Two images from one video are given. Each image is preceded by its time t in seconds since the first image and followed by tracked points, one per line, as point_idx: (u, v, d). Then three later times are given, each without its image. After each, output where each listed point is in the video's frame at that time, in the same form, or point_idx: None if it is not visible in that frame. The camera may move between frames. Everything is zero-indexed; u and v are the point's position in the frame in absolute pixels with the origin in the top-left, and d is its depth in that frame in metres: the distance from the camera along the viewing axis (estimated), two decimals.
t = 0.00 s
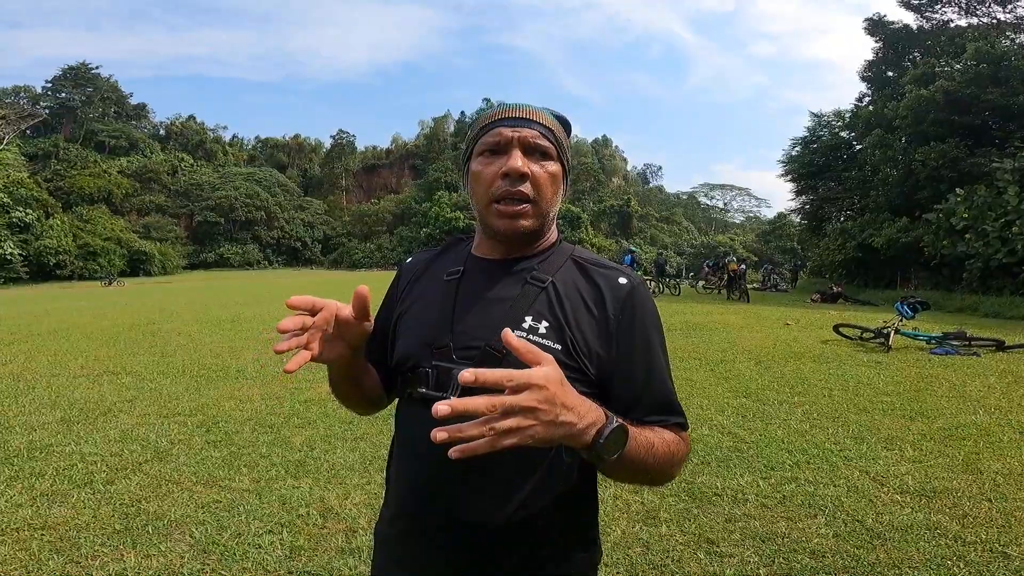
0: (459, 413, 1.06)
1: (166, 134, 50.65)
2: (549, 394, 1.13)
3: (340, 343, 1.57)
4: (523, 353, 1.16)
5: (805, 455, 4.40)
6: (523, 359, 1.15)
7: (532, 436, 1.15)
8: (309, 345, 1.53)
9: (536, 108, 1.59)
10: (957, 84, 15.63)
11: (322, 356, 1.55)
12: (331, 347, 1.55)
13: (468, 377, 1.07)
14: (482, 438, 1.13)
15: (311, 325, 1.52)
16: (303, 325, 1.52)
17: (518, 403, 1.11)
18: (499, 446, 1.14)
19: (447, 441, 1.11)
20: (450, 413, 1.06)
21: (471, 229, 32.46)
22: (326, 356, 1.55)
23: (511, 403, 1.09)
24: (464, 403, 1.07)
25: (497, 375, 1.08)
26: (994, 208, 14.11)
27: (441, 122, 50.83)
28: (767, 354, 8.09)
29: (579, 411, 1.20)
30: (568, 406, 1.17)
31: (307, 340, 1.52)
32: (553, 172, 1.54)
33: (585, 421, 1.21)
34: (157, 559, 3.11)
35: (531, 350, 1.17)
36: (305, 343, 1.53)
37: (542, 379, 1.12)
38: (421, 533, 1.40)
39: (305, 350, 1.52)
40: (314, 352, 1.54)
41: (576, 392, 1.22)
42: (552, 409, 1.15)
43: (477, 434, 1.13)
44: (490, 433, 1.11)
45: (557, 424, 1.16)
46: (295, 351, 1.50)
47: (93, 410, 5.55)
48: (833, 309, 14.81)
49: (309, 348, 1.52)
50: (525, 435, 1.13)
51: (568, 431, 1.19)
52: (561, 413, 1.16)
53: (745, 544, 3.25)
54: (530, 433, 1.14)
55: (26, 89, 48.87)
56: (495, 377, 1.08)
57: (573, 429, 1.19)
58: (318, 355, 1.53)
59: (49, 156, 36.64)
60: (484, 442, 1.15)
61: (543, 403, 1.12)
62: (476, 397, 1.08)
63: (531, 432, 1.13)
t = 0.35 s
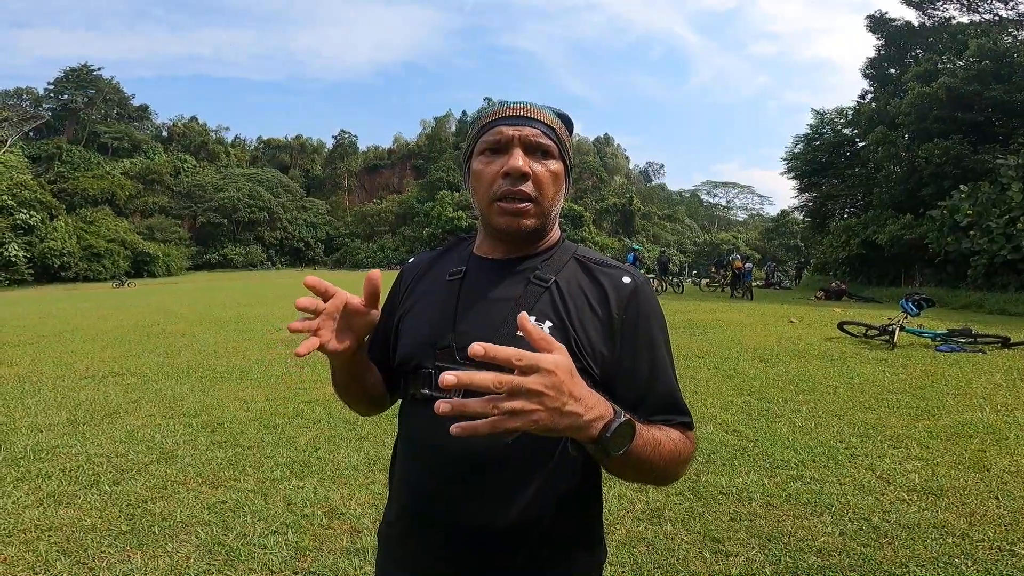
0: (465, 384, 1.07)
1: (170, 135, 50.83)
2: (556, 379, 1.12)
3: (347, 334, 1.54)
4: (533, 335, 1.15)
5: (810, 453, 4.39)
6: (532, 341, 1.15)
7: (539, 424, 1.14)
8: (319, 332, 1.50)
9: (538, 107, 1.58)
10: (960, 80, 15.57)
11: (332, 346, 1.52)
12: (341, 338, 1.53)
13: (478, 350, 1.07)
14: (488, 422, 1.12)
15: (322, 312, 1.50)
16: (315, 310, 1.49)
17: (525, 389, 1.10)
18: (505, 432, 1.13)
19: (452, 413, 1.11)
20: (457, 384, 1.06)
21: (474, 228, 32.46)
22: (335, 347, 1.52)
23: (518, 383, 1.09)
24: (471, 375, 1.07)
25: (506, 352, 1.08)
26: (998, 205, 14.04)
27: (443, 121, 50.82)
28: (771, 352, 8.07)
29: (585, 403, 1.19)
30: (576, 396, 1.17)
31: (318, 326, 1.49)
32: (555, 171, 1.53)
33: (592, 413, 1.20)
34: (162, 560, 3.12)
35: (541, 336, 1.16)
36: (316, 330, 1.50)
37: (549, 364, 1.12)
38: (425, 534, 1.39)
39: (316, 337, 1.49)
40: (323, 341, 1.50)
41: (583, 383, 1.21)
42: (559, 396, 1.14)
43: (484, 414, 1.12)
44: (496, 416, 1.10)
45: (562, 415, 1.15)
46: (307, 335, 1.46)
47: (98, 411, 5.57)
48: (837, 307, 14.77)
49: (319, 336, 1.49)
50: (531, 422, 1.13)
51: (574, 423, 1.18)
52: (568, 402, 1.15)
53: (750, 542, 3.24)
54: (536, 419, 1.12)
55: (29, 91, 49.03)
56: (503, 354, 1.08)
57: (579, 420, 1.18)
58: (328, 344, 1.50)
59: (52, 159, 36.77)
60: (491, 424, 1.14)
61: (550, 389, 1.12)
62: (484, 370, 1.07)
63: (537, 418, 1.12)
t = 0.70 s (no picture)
0: (477, 373, 1.06)
1: (177, 138, 51.13)
2: (567, 375, 1.11)
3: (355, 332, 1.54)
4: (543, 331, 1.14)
5: (817, 458, 4.36)
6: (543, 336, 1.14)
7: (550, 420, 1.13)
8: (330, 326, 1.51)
9: (543, 111, 1.57)
10: (967, 83, 15.49)
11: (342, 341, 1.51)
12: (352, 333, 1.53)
13: (492, 339, 1.06)
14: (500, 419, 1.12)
15: (336, 304, 1.52)
16: (328, 301, 1.51)
17: (535, 388, 1.09)
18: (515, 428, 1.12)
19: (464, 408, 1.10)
20: (468, 373, 1.06)
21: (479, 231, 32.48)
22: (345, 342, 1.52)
23: (531, 379, 1.08)
24: (482, 368, 1.06)
25: (516, 348, 1.07)
26: (1007, 209, 13.95)
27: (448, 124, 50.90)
28: (777, 356, 8.02)
29: (596, 403, 1.18)
30: (586, 394, 1.16)
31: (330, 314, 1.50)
32: (561, 175, 1.52)
33: (603, 413, 1.19)
34: (166, 562, 3.11)
35: (553, 333, 1.16)
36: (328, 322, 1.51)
37: (560, 360, 1.11)
38: (429, 541, 1.38)
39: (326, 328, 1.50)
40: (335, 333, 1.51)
41: (594, 381, 1.20)
42: (569, 394, 1.12)
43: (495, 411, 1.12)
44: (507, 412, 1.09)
45: (574, 413, 1.14)
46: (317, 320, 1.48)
47: (104, 412, 5.58)
48: (844, 311, 14.68)
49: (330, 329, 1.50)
50: (542, 418, 1.11)
51: (583, 422, 1.17)
52: (579, 399, 1.14)
53: (756, 548, 3.21)
54: (546, 416, 1.11)
55: (38, 93, 49.44)
56: (516, 347, 1.08)
57: (590, 419, 1.17)
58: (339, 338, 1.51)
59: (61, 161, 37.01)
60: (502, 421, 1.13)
61: (561, 386, 1.11)
62: (495, 366, 1.07)
63: (547, 415, 1.11)
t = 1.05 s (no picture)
0: (483, 343, 1.06)
1: (178, 136, 51.11)
2: (570, 358, 1.12)
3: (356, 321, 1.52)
4: (549, 313, 1.15)
5: (817, 459, 4.34)
6: (548, 320, 1.15)
7: (549, 400, 1.12)
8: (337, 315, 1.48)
9: (540, 108, 1.56)
10: (969, 83, 15.46)
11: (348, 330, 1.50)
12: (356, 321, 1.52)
13: (498, 310, 1.06)
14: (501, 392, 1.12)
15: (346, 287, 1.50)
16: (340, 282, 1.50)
17: (536, 366, 1.10)
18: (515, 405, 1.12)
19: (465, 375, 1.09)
20: (474, 342, 1.05)
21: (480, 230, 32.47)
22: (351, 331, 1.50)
23: (532, 354, 1.08)
24: (485, 338, 1.06)
25: (522, 320, 1.08)
26: (1008, 209, 13.93)
27: (449, 123, 50.87)
28: (778, 356, 8.00)
29: (597, 392, 1.17)
30: (589, 381, 1.16)
31: (340, 299, 1.47)
32: (558, 172, 1.50)
33: (604, 402, 1.19)
34: (163, 561, 3.10)
35: (559, 316, 1.16)
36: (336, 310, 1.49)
37: (564, 341, 1.12)
38: (427, 542, 1.37)
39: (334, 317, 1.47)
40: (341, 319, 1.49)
41: (596, 369, 1.20)
42: (572, 377, 1.12)
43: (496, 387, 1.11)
44: (506, 386, 1.09)
45: (576, 397, 1.14)
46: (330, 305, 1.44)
47: (103, 411, 5.57)
48: (844, 311, 14.67)
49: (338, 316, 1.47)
50: (542, 398, 1.11)
51: (585, 410, 1.16)
52: (581, 384, 1.14)
53: (756, 549, 3.20)
54: (546, 396, 1.11)
55: (39, 91, 49.41)
56: (522, 322, 1.08)
57: (592, 407, 1.16)
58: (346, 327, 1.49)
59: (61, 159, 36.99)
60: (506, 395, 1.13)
61: (564, 367, 1.11)
62: (498, 336, 1.07)
63: (547, 395, 1.11)
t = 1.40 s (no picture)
0: (489, 308, 1.06)
1: (176, 137, 51.09)
2: (573, 337, 1.13)
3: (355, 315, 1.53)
4: (555, 294, 1.18)
5: (818, 459, 4.33)
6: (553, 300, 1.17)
7: (552, 379, 1.12)
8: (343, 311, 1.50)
9: (532, 108, 1.55)
10: (967, 83, 15.49)
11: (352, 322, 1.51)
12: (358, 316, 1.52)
13: (509, 280, 1.08)
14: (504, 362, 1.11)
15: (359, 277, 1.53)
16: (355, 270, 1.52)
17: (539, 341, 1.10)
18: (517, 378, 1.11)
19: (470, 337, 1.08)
20: (481, 306, 1.06)
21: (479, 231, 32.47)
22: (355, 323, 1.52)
23: (537, 326, 1.09)
24: (494, 302, 1.08)
25: (531, 293, 1.10)
26: (1007, 208, 13.93)
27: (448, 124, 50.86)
28: (778, 356, 8.01)
29: (599, 377, 1.17)
30: (591, 364, 1.16)
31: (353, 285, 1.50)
32: (551, 172, 1.49)
33: (605, 389, 1.19)
34: (162, 563, 3.09)
35: (564, 299, 1.18)
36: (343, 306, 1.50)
37: (568, 319, 1.13)
38: (426, 546, 1.36)
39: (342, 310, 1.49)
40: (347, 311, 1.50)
41: (598, 356, 1.20)
42: (575, 358, 1.13)
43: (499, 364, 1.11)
44: (510, 358, 1.09)
45: (578, 378, 1.14)
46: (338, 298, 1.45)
47: (101, 412, 5.57)
48: (844, 311, 14.69)
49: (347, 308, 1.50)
50: (544, 377, 1.11)
51: (586, 397, 1.16)
52: (583, 365, 1.14)
53: (756, 549, 3.19)
54: (548, 372, 1.11)
55: (37, 92, 49.39)
56: (529, 295, 1.10)
57: (592, 393, 1.16)
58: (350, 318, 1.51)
59: (60, 161, 37.00)
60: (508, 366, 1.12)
61: (566, 347, 1.12)
62: (506, 304, 1.09)
63: (548, 371, 1.11)
